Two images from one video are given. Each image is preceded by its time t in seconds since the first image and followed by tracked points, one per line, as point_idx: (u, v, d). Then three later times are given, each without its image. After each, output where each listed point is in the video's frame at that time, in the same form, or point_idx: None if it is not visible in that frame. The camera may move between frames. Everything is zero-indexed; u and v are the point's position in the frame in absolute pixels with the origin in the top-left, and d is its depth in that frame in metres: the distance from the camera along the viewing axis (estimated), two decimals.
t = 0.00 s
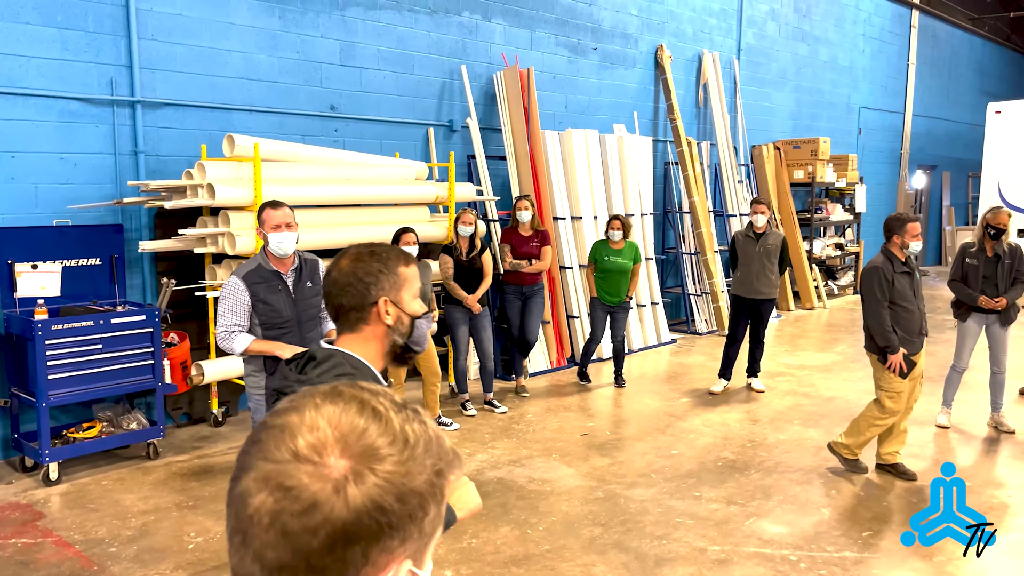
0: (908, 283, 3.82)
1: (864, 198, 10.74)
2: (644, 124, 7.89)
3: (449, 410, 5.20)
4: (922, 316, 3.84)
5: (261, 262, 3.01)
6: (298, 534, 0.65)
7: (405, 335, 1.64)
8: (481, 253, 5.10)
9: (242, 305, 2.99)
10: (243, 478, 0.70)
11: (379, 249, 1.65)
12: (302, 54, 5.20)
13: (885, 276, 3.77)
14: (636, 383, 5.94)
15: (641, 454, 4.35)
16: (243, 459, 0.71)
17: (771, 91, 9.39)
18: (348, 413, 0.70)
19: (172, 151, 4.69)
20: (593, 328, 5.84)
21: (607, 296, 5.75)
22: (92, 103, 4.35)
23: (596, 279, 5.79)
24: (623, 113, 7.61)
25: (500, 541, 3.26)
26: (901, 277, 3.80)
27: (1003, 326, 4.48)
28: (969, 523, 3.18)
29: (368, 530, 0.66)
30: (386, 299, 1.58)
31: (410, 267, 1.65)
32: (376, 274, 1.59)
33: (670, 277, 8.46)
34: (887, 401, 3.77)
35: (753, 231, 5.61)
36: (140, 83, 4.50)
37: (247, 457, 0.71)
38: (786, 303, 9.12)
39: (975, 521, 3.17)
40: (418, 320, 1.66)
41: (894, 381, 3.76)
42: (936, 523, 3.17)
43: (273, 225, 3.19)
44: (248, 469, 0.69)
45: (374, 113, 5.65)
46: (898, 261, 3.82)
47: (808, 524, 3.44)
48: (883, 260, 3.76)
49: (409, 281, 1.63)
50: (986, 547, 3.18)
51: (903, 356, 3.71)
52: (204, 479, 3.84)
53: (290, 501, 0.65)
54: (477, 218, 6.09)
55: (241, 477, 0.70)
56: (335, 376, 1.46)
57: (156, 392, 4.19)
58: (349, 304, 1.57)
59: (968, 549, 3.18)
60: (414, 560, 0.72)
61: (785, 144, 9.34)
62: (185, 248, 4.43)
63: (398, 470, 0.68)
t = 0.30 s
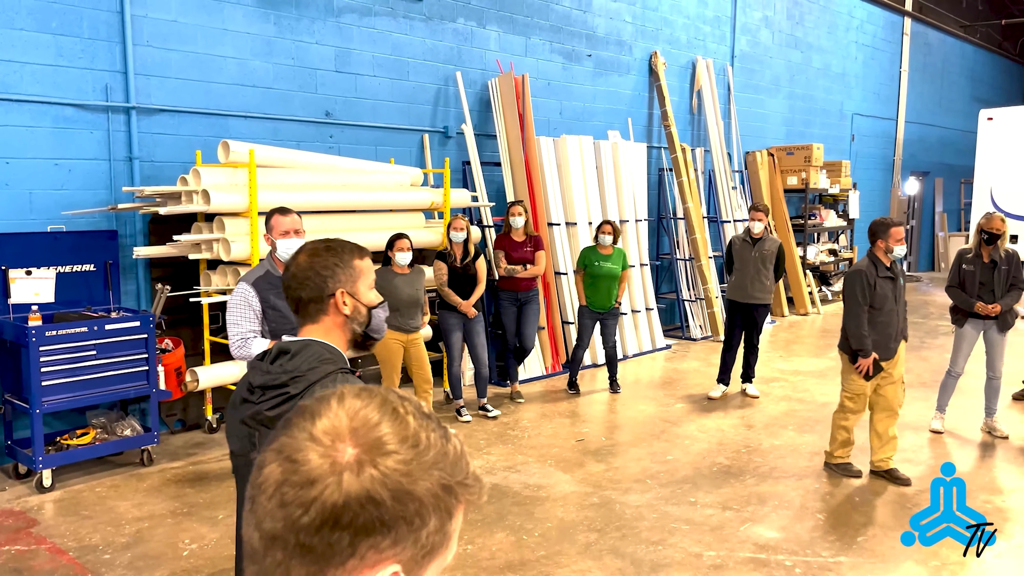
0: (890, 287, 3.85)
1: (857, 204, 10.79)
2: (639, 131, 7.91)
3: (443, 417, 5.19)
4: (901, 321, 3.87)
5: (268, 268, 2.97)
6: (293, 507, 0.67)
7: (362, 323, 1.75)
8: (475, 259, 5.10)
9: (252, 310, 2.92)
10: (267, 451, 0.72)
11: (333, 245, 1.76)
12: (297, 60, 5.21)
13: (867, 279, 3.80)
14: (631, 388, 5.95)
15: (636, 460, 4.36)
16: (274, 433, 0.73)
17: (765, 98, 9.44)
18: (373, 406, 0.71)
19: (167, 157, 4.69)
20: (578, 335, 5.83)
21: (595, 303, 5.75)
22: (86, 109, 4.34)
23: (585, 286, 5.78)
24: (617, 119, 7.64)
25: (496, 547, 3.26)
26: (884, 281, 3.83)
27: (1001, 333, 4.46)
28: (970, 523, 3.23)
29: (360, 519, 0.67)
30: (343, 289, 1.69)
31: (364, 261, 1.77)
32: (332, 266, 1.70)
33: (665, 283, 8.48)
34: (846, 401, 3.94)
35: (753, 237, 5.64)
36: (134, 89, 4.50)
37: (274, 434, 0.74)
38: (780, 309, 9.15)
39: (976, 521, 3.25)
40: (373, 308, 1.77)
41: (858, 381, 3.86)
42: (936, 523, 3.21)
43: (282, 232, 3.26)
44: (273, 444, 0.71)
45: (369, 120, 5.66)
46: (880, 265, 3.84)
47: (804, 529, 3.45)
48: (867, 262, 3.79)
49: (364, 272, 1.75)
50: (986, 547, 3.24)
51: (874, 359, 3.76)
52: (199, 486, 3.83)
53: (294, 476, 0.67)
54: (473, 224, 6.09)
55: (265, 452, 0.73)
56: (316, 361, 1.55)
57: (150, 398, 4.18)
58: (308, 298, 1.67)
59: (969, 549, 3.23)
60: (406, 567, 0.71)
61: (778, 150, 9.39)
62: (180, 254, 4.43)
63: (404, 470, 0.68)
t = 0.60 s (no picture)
0: (870, 298, 3.92)
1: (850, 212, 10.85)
2: (632, 138, 7.94)
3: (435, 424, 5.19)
4: (879, 331, 3.94)
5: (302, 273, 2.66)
6: (336, 535, 0.69)
7: (353, 325, 1.78)
8: (469, 266, 5.13)
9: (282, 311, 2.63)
10: (269, 484, 0.71)
11: (322, 250, 1.78)
12: (291, 68, 5.22)
13: (847, 291, 3.88)
14: (625, 395, 5.96)
15: (630, 466, 4.36)
16: (267, 464, 0.72)
17: (758, 106, 9.50)
18: (375, 417, 0.74)
19: (161, 164, 4.69)
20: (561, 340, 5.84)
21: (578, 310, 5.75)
22: (80, 116, 4.35)
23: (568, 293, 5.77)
24: (610, 127, 7.66)
25: (490, 554, 3.25)
26: (865, 291, 3.90)
27: (993, 338, 4.49)
28: (969, 523, 3.29)
29: (397, 527, 0.71)
30: (335, 292, 1.71)
31: (354, 265, 1.80)
32: (325, 270, 1.72)
33: (658, 290, 8.50)
34: (823, 405, 4.04)
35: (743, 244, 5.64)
36: (128, 97, 4.50)
37: (268, 463, 0.72)
38: (773, 315, 9.18)
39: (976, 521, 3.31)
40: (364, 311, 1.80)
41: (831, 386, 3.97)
42: (936, 522, 3.25)
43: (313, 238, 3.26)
44: (276, 475, 0.70)
45: (363, 127, 5.67)
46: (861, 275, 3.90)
47: (797, 535, 3.46)
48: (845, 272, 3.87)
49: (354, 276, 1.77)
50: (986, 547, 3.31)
51: (848, 367, 3.85)
52: (192, 493, 3.81)
53: (327, 505, 0.68)
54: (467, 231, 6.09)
55: (264, 485, 0.71)
56: (327, 354, 1.58)
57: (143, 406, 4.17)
58: (303, 299, 1.68)
59: (968, 549, 3.29)
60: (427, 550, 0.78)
61: (771, 158, 9.44)
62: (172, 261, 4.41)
63: (421, 470, 0.73)
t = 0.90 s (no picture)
0: (863, 300, 3.95)
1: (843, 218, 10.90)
2: (627, 145, 7.96)
3: (429, 431, 5.18)
4: (875, 333, 3.95)
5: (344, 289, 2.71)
6: (326, 553, 0.70)
7: (378, 335, 1.79)
8: (465, 272, 5.13)
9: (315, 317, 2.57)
10: (254, 507, 0.71)
11: (355, 259, 1.80)
12: (286, 74, 5.23)
13: (838, 295, 3.92)
14: (620, 401, 5.96)
15: (625, 473, 4.36)
16: (248, 487, 0.72)
17: (752, 112, 9.55)
18: (354, 428, 0.74)
19: (155, 171, 4.68)
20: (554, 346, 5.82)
21: (569, 317, 5.75)
22: (73, 123, 4.34)
23: (559, 299, 5.76)
24: (605, 133, 7.69)
25: (484, 562, 3.25)
26: (857, 294, 3.93)
27: (985, 345, 4.49)
28: (969, 523, 3.29)
29: (388, 535, 0.72)
30: (361, 303, 1.72)
31: (383, 274, 1.81)
32: (352, 280, 1.74)
33: (653, 296, 8.51)
34: (821, 410, 4.05)
35: (730, 250, 5.68)
36: (122, 103, 4.50)
37: (248, 486, 0.72)
38: (768, 322, 9.21)
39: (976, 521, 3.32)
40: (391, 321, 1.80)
41: (832, 391, 3.99)
42: (936, 522, 3.27)
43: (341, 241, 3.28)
44: (260, 498, 0.71)
45: (358, 133, 5.68)
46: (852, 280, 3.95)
47: (792, 542, 3.46)
48: (836, 277, 3.91)
49: (383, 287, 1.78)
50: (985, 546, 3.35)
51: (845, 371, 3.88)
52: (185, 501, 3.80)
53: (315, 525, 0.69)
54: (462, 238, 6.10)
55: (248, 509, 0.72)
56: (354, 366, 1.63)
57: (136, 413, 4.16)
58: (331, 309, 1.70)
59: (968, 549, 3.35)
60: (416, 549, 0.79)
61: (765, 164, 9.49)
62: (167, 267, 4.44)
63: (404, 476, 0.74)
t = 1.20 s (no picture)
0: (863, 303, 3.98)
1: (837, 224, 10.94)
2: (621, 150, 7.98)
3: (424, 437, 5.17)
4: (877, 336, 3.96)
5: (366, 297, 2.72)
6: (346, 559, 0.70)
7: (391, 341, 1.79)
8: (459, 277, 5.16)
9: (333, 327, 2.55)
10: (272, 514, 0.71)
11: (376, 263, 1.79)
12: (281, 79, 5.23)
13: (835, 297, 3.98)
14: (615, 407, 5.96)
15: (620, 478, 4.36)
16: (266, 495, 0.72)
17: (746, 118, 9.59)
18: (370, 434, 0.75)
19: (150, 176, 4.67)
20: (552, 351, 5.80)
21: (569, 321, 5.75)
22: (67, 128, 4.34)
23: (558, 304, 5.77)
24: (600, 139, 7.70)
25: (480, 567, 3.24)
26: (856, 296, 3.97)
27: (974, 349, 4.54)
28: (970, 523, 3.35)
29: (405, 540, 0.73)
30: (372, 310, 1.72)
31: (403, 282, 1.78)
32: (367, 286, 1.73)
33: (648, 301, 8.53)
34: (822, 413, 4.05)
35: (712, 255, 5.69)
36: (116, 108, 4.49)
37: (266, 493, 0.73)
38: (763, 327, 9.23)
39: (976, 521, 3.37)
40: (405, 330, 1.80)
41: (834, 393, 4.00)
42: (937, 522, 3.33)
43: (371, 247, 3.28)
44: (279, 506, 0.71)
45: (353, 139, 5.68)
46: (852, 282, 3.99)
47: (786, 547, 3.46)
48: (835, 279, 3.98)
49: (400, 295, 1.76)
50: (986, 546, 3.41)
51: (843, 370, 3.91)
52: (179, 507, 3.78)
53: (335, 531, 0.70)
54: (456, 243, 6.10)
55: (266, 517, 0.72)
56: (360, 369, 1.65)
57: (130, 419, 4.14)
58: (344, 313, 1.73)
59: (969, 549, 3.41)
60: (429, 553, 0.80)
61: (759, 169, 9.53)
62: (161, 272, 4.41)
63: (420, 481, 0.75)
